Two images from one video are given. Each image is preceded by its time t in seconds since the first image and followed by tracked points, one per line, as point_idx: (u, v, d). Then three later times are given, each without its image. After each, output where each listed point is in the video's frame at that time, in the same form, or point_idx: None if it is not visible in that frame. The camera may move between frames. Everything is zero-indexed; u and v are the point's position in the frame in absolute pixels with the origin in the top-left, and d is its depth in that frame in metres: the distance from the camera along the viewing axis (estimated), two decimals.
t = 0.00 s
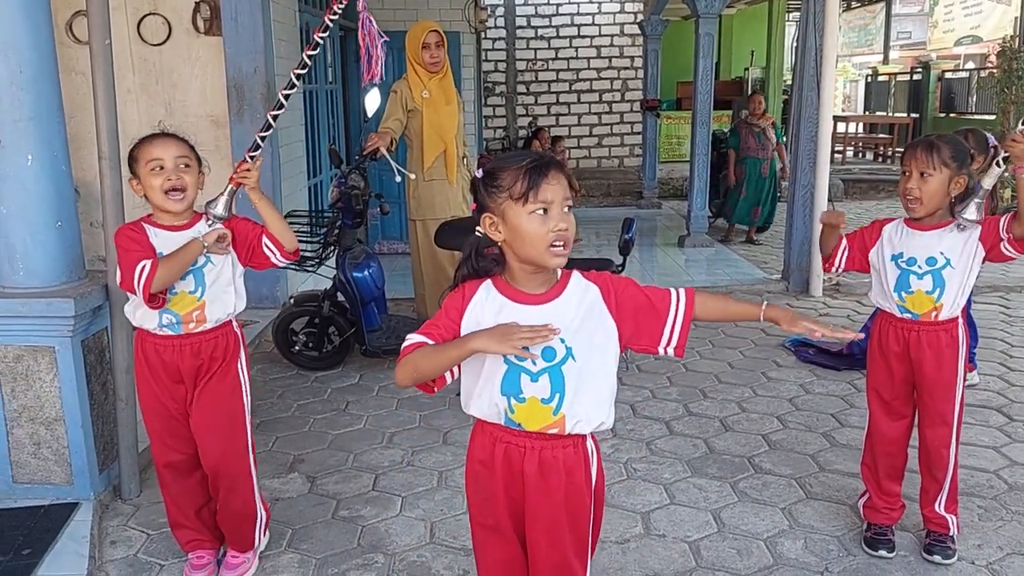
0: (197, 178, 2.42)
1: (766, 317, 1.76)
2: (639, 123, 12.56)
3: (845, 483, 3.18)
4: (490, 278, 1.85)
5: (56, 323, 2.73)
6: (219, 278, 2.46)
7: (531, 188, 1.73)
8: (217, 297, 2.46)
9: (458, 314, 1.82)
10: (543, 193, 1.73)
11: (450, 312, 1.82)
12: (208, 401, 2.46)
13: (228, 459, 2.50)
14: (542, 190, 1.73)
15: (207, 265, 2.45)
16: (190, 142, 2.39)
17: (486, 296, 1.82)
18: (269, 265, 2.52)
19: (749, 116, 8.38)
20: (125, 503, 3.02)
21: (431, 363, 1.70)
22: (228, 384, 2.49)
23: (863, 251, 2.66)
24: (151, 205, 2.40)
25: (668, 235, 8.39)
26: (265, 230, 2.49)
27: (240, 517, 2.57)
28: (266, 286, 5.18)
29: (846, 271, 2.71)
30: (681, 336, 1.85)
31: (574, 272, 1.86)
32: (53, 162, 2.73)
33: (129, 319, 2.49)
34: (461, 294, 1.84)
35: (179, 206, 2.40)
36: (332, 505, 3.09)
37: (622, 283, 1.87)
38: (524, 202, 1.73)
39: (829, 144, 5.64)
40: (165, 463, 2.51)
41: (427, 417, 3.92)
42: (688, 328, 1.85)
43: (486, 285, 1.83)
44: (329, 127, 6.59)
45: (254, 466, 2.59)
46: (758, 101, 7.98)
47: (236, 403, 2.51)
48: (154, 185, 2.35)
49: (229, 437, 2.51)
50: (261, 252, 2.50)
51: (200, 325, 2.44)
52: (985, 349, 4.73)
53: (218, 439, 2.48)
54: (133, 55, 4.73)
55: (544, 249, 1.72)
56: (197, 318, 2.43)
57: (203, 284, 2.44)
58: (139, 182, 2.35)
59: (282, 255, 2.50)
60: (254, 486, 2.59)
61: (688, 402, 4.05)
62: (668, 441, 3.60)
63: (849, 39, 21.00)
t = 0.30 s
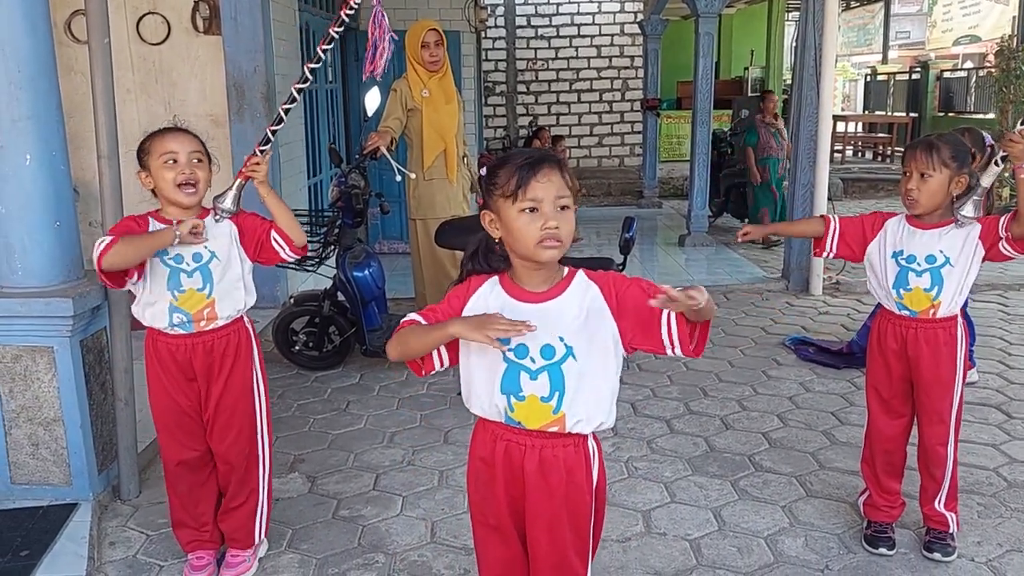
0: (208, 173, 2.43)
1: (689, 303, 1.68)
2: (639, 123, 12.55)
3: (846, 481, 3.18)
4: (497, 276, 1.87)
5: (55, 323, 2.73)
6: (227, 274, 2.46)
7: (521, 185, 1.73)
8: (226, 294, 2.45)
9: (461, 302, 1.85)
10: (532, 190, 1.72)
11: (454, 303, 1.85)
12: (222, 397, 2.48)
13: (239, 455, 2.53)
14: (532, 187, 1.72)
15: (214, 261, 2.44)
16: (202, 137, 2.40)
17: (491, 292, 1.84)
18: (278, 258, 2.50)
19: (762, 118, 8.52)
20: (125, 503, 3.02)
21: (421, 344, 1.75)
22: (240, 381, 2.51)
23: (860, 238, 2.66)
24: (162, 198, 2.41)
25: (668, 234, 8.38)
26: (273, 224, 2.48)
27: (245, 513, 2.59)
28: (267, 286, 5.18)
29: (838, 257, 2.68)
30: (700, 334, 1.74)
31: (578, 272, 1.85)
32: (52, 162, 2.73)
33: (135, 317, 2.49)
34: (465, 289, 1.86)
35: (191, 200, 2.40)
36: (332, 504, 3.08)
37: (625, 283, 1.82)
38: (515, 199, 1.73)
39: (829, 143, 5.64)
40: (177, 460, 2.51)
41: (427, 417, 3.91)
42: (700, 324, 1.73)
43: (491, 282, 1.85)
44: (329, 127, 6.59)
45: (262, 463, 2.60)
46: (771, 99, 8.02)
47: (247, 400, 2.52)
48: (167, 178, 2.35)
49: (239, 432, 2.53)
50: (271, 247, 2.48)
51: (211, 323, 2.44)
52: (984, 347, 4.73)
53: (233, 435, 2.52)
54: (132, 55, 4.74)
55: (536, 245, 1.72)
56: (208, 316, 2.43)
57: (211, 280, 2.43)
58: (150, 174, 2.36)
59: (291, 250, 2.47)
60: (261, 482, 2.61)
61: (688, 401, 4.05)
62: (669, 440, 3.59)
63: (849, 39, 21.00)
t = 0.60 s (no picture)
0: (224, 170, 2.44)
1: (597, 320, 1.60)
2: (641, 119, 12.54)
3: (848, 476, 3.18)
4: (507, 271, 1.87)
5: (58, 322, 2.74)
6: (246, 269, 2.47)
7: (518, 182, 1.73)
8: (246, 289, 2.46)
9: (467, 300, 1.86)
10: (529, 186, 1.72)
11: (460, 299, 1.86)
12: (241, 393, 2.51)
13: (254, 450, 2.57)
14: (528, 183, 1.72)
15: (233, 256, 2.44)
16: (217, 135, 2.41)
17: (500, 286, 1.84)
18: (296, 250, 2.52)
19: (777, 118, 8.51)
20: (128, 501, 3.03)
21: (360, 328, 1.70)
22: (259, 377, 2.54)
23: (858, 236, 2.65)
24: (177, 195, 2.41)
25: (670, 231, 8.38)
26: (289, 216, 2.49)
27: (253, 509, 2.60)
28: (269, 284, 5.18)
29: (837, 256, 2.67)
30: (691, 339, 1.66)
31: (586, 269, 1.81)
32: (53, 161, 2.73)
33: (149, 317, 2.47)
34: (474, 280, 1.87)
35: (209, 197, 2.41)
36: (335, 501, 3.09)
37: (623, 283, 1.75)
38: (513, 196, 1.74)
39: (831, 139, 5.64)
40: (190, 460, 2.50)
41: (430, 414, 3.92)
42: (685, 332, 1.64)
43: (500, 276, 1.86)
44: (331, 124, 6.59)
45: (272, 461, 2.62)
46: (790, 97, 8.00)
47: (263, 397, 2.55)
48: (184, 176, 2.37)
49: (253, 428, 2.56)
50: (288, 239, 2.50)
51: (233, 318, 2.46)
52: (986, 342, 4.72)
53: (250, 431, 2.56)
54: (133, 54, 4.76)
55: (530, 241, 1.72)
56: (230, 311, 2.45)
57: (231, 276, 2.44)
58: (166, 172, 2.37)
59: (308, 241, 2.50)
60: (269, 480, 2.63)
61: (690, 397, 4.05)
62: (671, 436, 3.60)
63: (851, 34, 20.96)
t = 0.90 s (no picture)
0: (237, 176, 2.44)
1: (587, 345, 1.65)
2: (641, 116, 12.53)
3: (850, 473, 3.18)
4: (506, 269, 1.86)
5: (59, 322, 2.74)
6: (254, 270, 2.47)
7: (516, 183, 1.73)
8: (253, 290, 2.46)
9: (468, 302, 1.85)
10: (526, 188, 1.72)
11: (457, 299, 1.85)
12: (249, 393, 2.51)
13: (260, 449, 2.58)
14: (526, 185, 1.72)
15: (242, 257, 2.44)
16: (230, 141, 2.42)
17: (503, 284, 1.82)
18: (303, 253, 2.53)
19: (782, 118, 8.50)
20: (130, 501, 3.03)
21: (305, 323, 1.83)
22: (266, 376, 2.54)
23: (857, 235, 2.64)
24: (188, 198, 2.41)
25: (671, 228, 8.37)
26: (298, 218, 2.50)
27: (256, 509, 2.61)
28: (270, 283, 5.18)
29: (837, 256, 2.66)
30: (680, 365, 1.68)
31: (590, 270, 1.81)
32: (55, 162, 2.73)
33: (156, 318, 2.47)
34: (476, 277, 1.86)
35: (220, 203, 2.40)
36: (337, 501, 3.09)
37: (627, 292, 1.77)
38: (512, 197, 1.75)
39: (831, 136, 5.63)
40: (195, 463, 2.47)
41: (431, 413, 3.92)
42: (674, 359, 1.66)
43: (503, 272, 1.85)
44: (331, 123, 6.59)
45: (276, 460, 2.63)
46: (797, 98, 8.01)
47: (269, 397, 2.56)
48: (198, 180, 2.36)
49: (258, 428, 2.57)
50: (295, 241, 2.50)
51: (240, 318, 2.46)
52: (987, 338, 4.72)
53: (256, 431, 2.57)
54: (135, 54, 4.76)
55: (526, 243, 1.72)
56: (238, 311, 2.44)
57: (239, 276, 2.44)
58: (178, 174, 2.37)
59: (316, 243, 2.51)
60: (271, 480, 2.63)
61: (692, 394, 4.04)
62: (673, 434, 3.59)
63: (850, 30, 20.95)
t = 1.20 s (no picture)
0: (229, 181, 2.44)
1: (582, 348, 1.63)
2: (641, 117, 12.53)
3: (849, 475, 3.17)
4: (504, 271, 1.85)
5: (55, 327, 2.73)
6: (243, 276, 2.46)
7: (512, 191, 1.73)
8: (242, 296, 2.46)
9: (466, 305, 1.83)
10: (521, 196, 1.72)
11: (455, 303, 1.83)
12: (237, 400, 2.50)
13: (252, 456, 2.56)
14: (521, 193, 1.72)
15: (230, 263, 2.44)
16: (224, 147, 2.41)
17: (499, 288, 1.81)
18: (294, 259, 2.50)
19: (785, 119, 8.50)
20: (127, 507, 3.02)
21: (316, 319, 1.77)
22: (255, 382, 2.53)
23: (851, 232, 2.64)
24: (180, 203, 2.41)
25: (670, 229, 8.36)
26: (290, 225, 2.48)
27: (252, 515, 2.60)
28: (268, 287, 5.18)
29: (829, 250, 2.66)
30: (674, 369, 1.69)
31: (587, 273, 1.81)
32: (51, 166, 2.73)
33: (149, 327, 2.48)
34: (472, 281, 1.84)
35: (211, 210, 2.41)
36: (334, 505, 3.08)
37: (623, 297, 1.77)
38: (508, 205, 1.75)
39: (830, 136, 5.62)
40: (186, 468, 2.49)
41: (430, 416, 3.91)
42: (668, 364, 1.67)
43: (501, 275, 1.84)
44: (330, 126, 6.59)
45: (271, 466, 2.62)
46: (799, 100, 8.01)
47: (259, 402, 2.55)
48: (190, 186, 2.36)
49: (250, 434, 2.55)
50: (287, 247, 2.48)
51: (228, 325, 2.45)
52: (987, 337, 4.71)
53: (247, 437, 2.55)
54: (132, 58, 4.72)
55: (522, 251, 1.72)
56: (224, 319, 2.44)
57: (227, 283, 2.44)
58: (170, 179, 2.37)
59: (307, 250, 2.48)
60: (267, 486, 2.62)
61: (691, 396, 4.04)
62: (672, 435, 3.58)
63: (850, 30, 20.95)
